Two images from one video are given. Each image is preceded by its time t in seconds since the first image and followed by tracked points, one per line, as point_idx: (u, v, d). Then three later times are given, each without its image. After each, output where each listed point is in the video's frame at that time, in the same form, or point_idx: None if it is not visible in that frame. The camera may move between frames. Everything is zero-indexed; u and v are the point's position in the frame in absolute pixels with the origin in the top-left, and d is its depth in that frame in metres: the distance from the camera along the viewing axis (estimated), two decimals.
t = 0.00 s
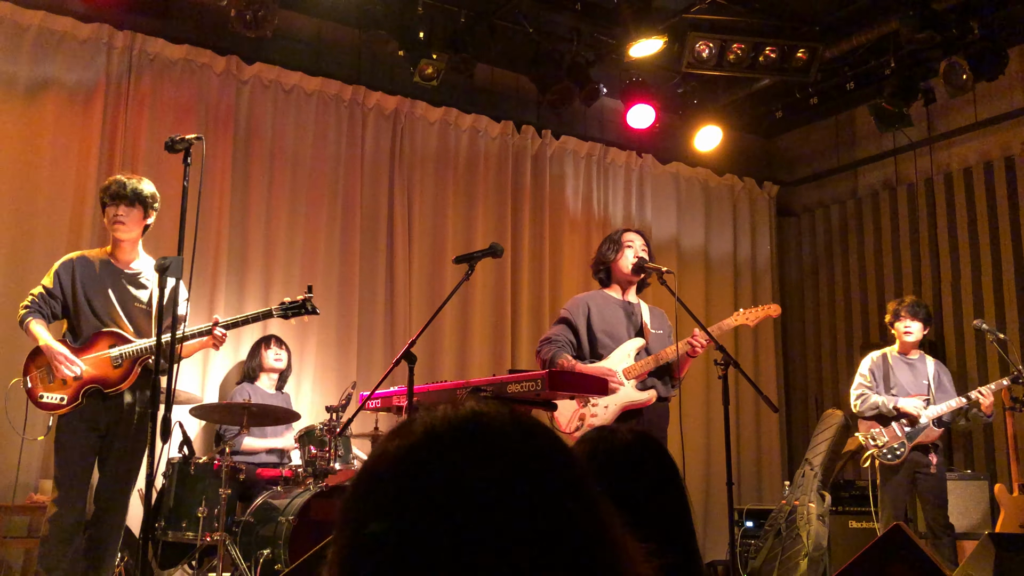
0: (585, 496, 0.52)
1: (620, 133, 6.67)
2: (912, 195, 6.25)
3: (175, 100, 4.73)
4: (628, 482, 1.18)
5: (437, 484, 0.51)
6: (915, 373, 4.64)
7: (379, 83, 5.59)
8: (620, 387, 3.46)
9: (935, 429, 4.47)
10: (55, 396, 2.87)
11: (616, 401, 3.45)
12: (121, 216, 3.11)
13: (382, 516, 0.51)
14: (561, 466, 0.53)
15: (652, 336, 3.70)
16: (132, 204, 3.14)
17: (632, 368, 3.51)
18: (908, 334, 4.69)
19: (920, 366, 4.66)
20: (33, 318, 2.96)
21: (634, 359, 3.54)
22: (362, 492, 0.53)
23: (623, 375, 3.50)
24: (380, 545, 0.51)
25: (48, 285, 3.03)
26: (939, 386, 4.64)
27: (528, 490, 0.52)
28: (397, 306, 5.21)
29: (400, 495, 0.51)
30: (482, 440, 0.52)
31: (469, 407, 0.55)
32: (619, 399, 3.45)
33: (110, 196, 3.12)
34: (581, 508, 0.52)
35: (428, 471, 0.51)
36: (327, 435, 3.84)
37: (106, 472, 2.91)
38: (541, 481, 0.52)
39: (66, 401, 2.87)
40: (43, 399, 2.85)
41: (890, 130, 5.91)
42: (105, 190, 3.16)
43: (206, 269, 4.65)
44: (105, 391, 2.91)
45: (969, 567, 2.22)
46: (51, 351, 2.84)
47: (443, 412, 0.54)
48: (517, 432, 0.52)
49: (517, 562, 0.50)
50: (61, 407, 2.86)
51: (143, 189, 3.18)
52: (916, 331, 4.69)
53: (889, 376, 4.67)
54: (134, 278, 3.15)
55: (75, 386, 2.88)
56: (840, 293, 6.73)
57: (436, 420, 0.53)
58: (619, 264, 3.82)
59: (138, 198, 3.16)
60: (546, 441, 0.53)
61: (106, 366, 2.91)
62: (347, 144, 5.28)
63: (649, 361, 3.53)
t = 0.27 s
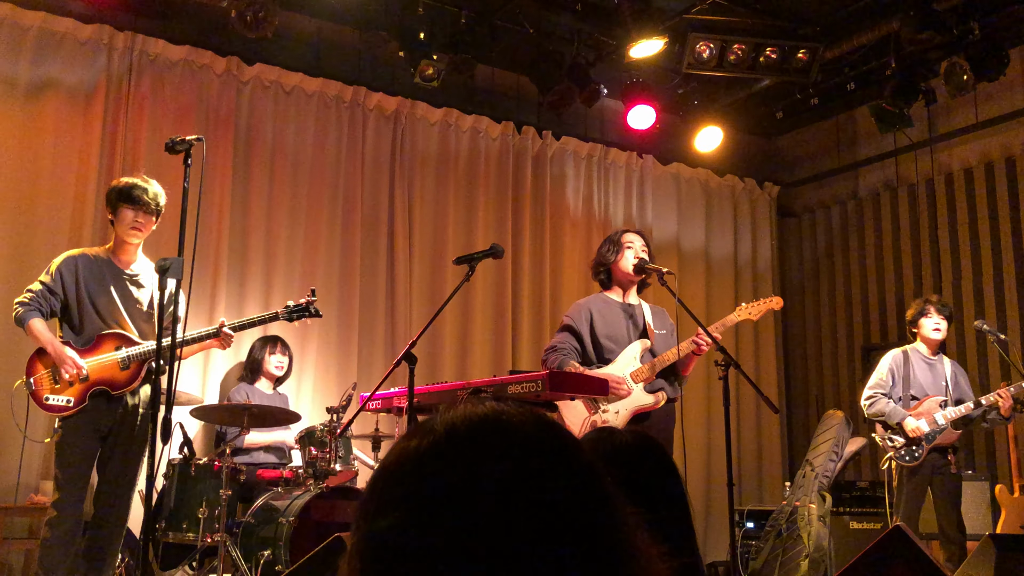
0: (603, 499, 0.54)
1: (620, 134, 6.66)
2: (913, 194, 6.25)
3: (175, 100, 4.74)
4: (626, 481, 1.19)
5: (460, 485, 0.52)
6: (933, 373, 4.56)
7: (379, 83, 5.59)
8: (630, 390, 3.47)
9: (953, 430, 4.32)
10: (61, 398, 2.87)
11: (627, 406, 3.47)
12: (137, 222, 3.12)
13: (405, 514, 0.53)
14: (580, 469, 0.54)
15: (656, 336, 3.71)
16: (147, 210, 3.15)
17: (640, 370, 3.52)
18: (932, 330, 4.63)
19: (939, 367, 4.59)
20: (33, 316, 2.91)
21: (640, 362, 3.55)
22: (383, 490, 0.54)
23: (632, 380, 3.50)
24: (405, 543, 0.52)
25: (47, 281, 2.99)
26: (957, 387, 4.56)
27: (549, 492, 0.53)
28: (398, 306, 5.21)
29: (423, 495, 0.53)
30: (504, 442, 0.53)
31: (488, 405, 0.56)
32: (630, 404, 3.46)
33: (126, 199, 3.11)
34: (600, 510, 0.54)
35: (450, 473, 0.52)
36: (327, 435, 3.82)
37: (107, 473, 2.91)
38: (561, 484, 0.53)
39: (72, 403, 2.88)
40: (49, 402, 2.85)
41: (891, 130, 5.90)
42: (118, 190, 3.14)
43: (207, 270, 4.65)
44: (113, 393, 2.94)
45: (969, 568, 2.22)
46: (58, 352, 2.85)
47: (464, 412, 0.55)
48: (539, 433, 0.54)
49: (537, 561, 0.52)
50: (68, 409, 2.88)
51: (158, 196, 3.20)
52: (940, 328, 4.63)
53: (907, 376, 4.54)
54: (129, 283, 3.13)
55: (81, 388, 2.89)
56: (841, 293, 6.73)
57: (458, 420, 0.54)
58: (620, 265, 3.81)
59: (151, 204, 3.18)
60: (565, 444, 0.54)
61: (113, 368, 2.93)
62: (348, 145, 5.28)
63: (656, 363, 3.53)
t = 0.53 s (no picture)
0: (605, 498, 0.54)
1: (620, 134, 6.66)
2: (913, 194, 6.25)
3: (175, 100, 4.73)
4: (627, 481, 1.19)
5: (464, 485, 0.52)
6: (944, 372, 4.55)
7: (379, 83, 5.59)
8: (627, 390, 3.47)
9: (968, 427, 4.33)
10: (60, 397, 2.87)
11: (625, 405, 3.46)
12: (150, 231, 3.14)
13: (407, 514, 0.52)
14: (583, 469, 0.54)
15: (655, 337, 3.71)
16: (159, 220, 3.16)
17: (638, 370, 3.52)
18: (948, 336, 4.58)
19: (950, 366, 4.58)
20: (31, 318, 2.93)
21: (639, 362, 3.55)
22: (386, 490, 0.54)
23: (630, 379, 3.50)
24: (408, 543, 0.52)
25: (45, 283, 2.98)
26: (970, 383, 4.57)
27: (552, 490, 0.53)
28: (398, 307, 5.21)
29: (426, 495, 0.52)
30: (509, 442, 0.53)
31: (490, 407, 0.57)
32: (629, 403, 3.46)
33: (143, 207, 3.11)
34: (602, 510, 0.54)
35: (454, 473, 0.52)
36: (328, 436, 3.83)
37: (107, 473, 2.91)
38: (563, 484, 0.53)
39: (71, 403, 2.88)
40: (48, 400, 2.85)
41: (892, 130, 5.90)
42: (136, 196, 3.11)
43: (207, 270, 4.65)
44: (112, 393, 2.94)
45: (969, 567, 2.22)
46: (57, 351, 2.85)
47: (467, 413, 0.55)
48: (541, 434, 0.54)
49: (540, 560, 0.52)
50: (66, 408, 2.88)
51: (169, 205, 3.21)
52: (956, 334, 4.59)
53: (917, 376, 4.54)
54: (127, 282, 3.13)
55: (80, 388, 2.89)
56: (841, 293, 6.73)
57: (461, 420, 0.54)
58: (622, 264, 3.81)
59: (163, 212, 3.19)
60: (568, 444, 0.55)
61: (112, 368, 2.92)
62: (348, 144, 5.28)
63: (654, 363, 3.54)
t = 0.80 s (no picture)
0: (603, 499, 0.54)
1: (620, 134, 6.66)
2: (912, 195, 6.26)
3: (175, 101, 4.73)
4: (626, 483, 1.19)
5: (463, 486, 0.52)
6: (947, 368, 4.58)
7: (379, 84, 5.59)
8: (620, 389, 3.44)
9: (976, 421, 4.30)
10: (52, 397, 2.87)
11: (616, 404, 3.43)
12: (149, 234, 3.13)
13: (406, 516, 0.52)
14: (580, 469, 0.54)
15: (651, 339, 3.71)
16: (157, 222, 3.16)
17: (631, 370, 3.51)
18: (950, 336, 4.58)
19: (952, 362, 4.60)
20: (30, 319, 2.95)
21: (633, 362, 3.54)
22: (383, 491, 0.54)
23: (623, 378, 3.49)
24: (406, 544, 0.52)
25: (42, 285, 3.00)
26: (975, 378, 4.57)
27: (549, 492, 0.53)
28: (398, 307, 5.21)
29: (423, 494, 0.52)
30: (507, 442, 0.53)
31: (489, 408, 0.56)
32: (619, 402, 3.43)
33: (141, 210, 3.10)
34: (600, 509, 0.54)
35: (452, 473, 0.52)
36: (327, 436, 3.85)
37: (106, 473, 2.91)
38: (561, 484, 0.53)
39: (63, 403, 2.87)
40: (40, 400, 2.86)
41: (891, 131, 5.90)
42: (133, 198, 3.11)
43: (206, 270, 4.65)
44: (105, 395, 2.92)
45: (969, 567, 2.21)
46: (50, 351, 2.84)
47: (464, 414, 0.55)
48: (540, 434, 0.54)
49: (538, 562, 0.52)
50: (58, 408, 2.86)
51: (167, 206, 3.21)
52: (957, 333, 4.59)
53: (921, 372, 4.56)
54: (132, 282, 3.13)
55: (73, 388, 2.88)
56: (841, 294, 6.73)
57: (458, 422, 0.54)
58: (622, 265, 3.81)
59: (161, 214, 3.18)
60: (566, 444, 0.55)
61: (105, 370, 2.91)
62: (347, 145, 5.28)
63: (647, 364, 3.52)
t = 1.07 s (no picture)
0: (602, 498, 0.54)
1: (620, 135, 6.66)
2: (913, 195, 6.26)
3: (176, 101, 4.74)
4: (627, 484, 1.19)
5: (462, 486, 0.52)
6: (947, 368, 4.58)
7: (379, 84, 5.59)
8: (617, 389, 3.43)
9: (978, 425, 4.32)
10: (49, 398, 2.88)
11: (614, 403, 3.42)
12: (147, 233, 3.14)
13: (406, 516, 0.53)
14: (579, 469, 0.54)
15: (652, 340, 3.71)
16: (155, 220, 3.16)
17: (630, 370, 3.50)
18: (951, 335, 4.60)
19: (952, 363, 4.61)
20: (32, 319, 2.97)
21: (631, 363, 3.53)
22: (384, 492, 0.54)
23: (621, 378, 3.48)
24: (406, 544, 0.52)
25: (44, 286, 3.02)
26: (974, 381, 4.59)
27: (550, 491, 0.53)
28: (398, 308, 5.21)
29: (423, 494, 0.53)
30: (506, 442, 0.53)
31: (488, 410, 0.57)
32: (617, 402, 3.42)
33: (137, 209, 3.11)
34: (600, 509, 0.54)
35: (452, 474, 0.53)
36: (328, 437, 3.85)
37: (106, 473, 2.91)
38: (560, 484, 0.54)
39: (60, 403, 2.87)
40: (38, 401, 2.86)
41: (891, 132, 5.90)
42: (129, 197, 3.11)
43: (207, 270, 4.65)
44: (100, 395, 2.92)
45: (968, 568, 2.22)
46: (46, 350, 2.85)
47: (465, 415, 0.55)
48: (541, 435, 0.54)
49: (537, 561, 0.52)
50: (55, 409, 2.87)
51: (164, 204, 3.21)
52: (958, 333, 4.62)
53: (921, 373, 4.54)
54: (133, 280, 3.14)
55: (70, 388, 2.88)
56: (841, 295, 6.73)
57: (459, 422, 0.54)
58: (622, 265, 3.81)
59: (157, 212, 3.18)
60: (566, 444, 0.55)
61: (101, 370, 2.91)
62: (348, 145, 5.28)
63: (647, 364, 3.51)
